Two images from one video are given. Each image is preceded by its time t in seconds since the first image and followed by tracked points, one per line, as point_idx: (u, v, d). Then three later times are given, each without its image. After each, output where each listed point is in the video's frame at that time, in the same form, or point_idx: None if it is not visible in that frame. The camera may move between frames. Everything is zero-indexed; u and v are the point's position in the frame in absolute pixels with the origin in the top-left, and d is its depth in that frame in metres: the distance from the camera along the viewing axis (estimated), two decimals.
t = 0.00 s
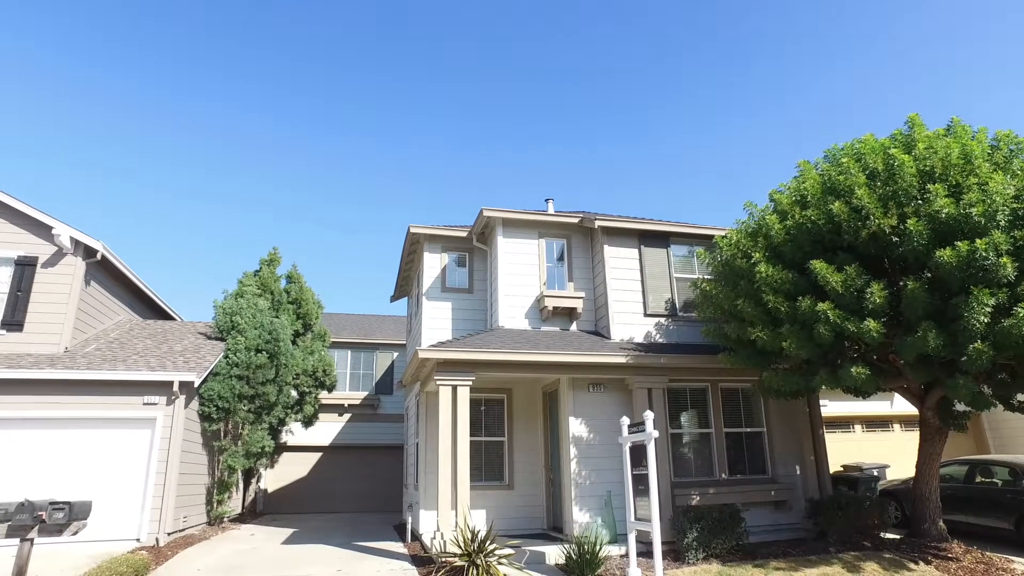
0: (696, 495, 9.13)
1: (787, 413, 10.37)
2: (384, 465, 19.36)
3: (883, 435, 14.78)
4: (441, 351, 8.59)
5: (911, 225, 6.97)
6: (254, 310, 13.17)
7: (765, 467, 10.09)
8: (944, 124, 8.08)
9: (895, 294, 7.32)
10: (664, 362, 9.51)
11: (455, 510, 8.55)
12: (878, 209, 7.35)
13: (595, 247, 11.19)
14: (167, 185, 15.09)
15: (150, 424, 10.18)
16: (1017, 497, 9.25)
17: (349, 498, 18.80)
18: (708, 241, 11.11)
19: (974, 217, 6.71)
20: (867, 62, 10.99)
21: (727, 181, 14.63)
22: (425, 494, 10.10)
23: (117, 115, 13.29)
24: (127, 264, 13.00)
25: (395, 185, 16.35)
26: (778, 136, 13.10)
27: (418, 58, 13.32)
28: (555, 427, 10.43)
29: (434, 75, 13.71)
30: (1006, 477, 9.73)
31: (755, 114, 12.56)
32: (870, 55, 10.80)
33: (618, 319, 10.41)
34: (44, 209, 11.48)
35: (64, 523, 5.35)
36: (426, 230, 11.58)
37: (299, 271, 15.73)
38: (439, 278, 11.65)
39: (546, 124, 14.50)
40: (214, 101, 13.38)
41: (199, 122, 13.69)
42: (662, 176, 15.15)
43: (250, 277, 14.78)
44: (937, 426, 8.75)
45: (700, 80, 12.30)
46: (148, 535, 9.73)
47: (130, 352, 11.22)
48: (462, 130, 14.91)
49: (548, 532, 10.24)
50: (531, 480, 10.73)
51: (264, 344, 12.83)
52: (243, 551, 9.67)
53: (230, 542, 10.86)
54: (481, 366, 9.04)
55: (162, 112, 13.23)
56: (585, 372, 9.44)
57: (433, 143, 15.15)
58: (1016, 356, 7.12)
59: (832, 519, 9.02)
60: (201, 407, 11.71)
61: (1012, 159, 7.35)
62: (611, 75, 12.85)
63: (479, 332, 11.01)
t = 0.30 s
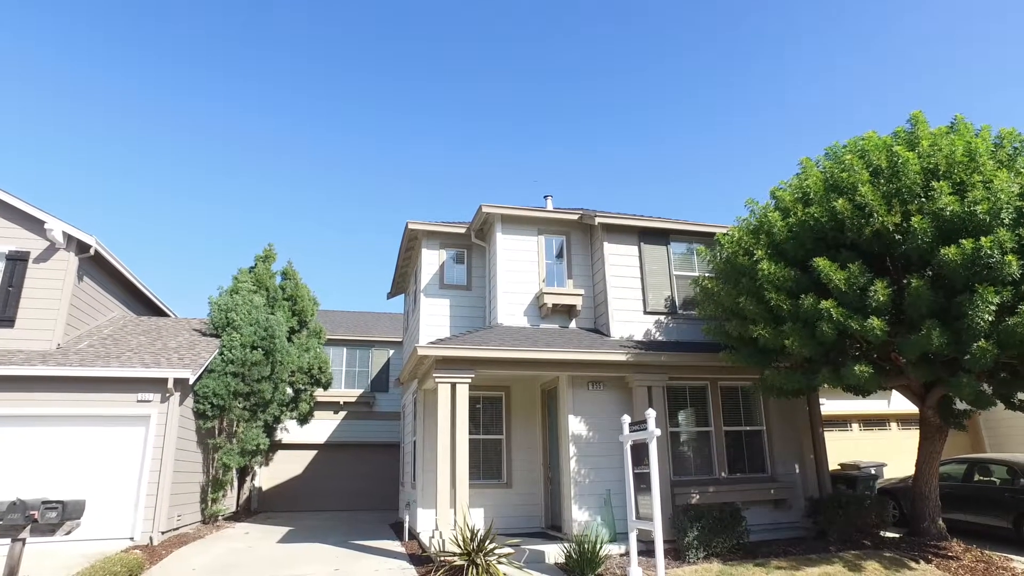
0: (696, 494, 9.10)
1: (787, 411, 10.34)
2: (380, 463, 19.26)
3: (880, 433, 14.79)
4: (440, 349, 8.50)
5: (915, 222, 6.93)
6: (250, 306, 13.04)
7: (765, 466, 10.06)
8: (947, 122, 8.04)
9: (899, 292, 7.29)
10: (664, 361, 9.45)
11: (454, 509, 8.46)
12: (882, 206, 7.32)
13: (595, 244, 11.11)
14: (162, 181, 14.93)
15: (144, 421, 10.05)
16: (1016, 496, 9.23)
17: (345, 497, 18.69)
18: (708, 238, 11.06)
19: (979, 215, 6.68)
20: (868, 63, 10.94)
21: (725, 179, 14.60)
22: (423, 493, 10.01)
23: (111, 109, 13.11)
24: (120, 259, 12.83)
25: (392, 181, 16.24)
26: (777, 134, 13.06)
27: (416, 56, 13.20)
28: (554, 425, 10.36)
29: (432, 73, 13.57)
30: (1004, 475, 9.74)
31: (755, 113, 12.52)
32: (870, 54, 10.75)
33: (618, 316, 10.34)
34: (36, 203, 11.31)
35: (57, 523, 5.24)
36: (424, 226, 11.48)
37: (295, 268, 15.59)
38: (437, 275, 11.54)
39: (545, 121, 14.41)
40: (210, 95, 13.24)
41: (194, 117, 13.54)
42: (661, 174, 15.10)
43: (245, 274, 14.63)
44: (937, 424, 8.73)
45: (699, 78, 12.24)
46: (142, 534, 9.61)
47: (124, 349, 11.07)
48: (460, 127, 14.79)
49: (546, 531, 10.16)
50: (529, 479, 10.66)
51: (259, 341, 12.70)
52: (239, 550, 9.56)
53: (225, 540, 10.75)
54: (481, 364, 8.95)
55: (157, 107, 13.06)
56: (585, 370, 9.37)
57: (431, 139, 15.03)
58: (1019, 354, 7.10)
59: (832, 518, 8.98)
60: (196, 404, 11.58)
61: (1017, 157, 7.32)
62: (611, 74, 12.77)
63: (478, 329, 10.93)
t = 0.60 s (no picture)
0: (695, 489, 9.08)
1: (786, 407, 10.32)
2: (376, 459, 19.18)
3: (877, 429, 14.82)
4: (438, 343, 8.41)
5: (919, 217, 6.88)
6: (245, 300, 12.91)
7: (764, 462, 10.04)
8: (950, 117, 7.99)
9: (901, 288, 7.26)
10: (664, 356, 9.40)
11: (453, 505, 8.39)
12: (885, 201, 7.26)
13: (594, 239, 11.03)
14: (156, 174, 14.73)
15: (138, 415, 9.93)
16: (1014, 491, 9.25)
17: (341, 492, 18.61)
18: (708, 233, 11.00)
19: (982, 210, 6.64)
20: (868, 60, 10.88)
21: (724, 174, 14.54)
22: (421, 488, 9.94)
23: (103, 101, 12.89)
24: (114, 252, 12.68)
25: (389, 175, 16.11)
26: (777, 130, 13.00)
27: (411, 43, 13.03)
28: (553, 420, 10.31)
29: (430, 68, 13.41)
30: (1002, 471, 9.76)
31: (755, 109, 12.45)
32: (871, 50, 10.68)
33: (618, 311, 10.28)
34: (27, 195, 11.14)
35: (50, 518, 5.20)
36: (422, 220, 11.37)
37: (290, 262, 15.46)
38: (435, 269, 11.45)
39: (544, 116, 14.32)
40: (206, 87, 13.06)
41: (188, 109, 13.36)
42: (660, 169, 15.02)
43: (240, 268, 14.48)
44: (937, 420, 8.73)
45: (700, 73, 12.16)
46: (136, 530, 9.51)
47: (118, 343, 10.93)
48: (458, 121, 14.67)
49: (544, 526, 10.12)
50: (527, 474, 10.60)
51: (255, 335, 12.58)
52: (235, 546, 9.46)
53: (220, 536, 10.66)
54: (480, 358, 8.87)
55: (150, 99, 12.86)
56: (584, 364, 9.31)
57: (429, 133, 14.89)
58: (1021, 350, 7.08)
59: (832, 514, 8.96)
60: (191, 398, 11.44)
61: (1020, 153, 7.28)
62: (611, 69, 12.64)
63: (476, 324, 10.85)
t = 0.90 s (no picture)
0: (695, 480, 9.05)
1: (785, 397, 10.31)
2: (372, 449, 19.11)
3: (873, 420, 14.87)
4: (438, 333, 8.32)
5: (924, 207, 6.81)
6: (241, 289, 12.75)
7: (763, 453, 10.03)
8: (955, 107, 7.90)
9: (906, 278, 7.21)
10: (665, 346, 9.35)
11: (452, 496, 8.34)
12: (890, 190, 7.19)
13: (594, 228, 10.95)
14: (148, 161, 14.50)
15: (133, 405, 9.81)
16: (1011, 482, 9.28)
17: (337, 482, 18.55)
18: (708, 223, 10.93)
19: (989, 200, 6.59)
20: (869, 54, 10.72)
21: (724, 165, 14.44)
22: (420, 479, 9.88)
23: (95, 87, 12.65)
24: (106, 241, 12.47)
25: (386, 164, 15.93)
26: (777, 122, 12.87)
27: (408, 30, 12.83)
28: (552, 410, 10.26)
29: (427, 57, 13.15)
30: (998, 462, 9.79)
31: (755, 102, 12.33)
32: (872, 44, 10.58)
33: (618, 301, 10.20)
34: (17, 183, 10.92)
35: (45, 510, 4.97)
36: (421, 209, 11.24)
37: (285, 251, 15.30)
38: (433, 259, 11.33)
39: (542, 107, 14.12)
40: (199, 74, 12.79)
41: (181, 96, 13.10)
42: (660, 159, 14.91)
43: (234, 257, 14.32)
44: (937, 410, 8.72)
45: (700, 65, 11.97)
46: (132, 521, 9.41)
47: (112, 332, 10.78)
48: (456, 109, 14.48)
49: (543, 517, 10.08)
50: (526, 465, 10.56)
51: (250, 324, 12.45)
52: (232, 537, 9.39)
53: (216, 527, 10.56)
54: (480, 348, 8.79)
55: (142, 86, 12.61)
56: (585, 355, 9.25)
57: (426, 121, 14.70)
58: None
59: (832, 504, 8.96)
60: (186, 388, 11.36)
61: None
62: (612, 62, 12.42)
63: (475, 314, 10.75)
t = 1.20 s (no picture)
0: (695, 475, 9.02)
1: (785, 392, 10.29)
2: (368, 443, 19.04)
3: (871, 415, 14.89)
4: (438, 326, 8.23)
5: (930, 201, 6.76)
6: (237, 281, 12.62)
7: (762, 447, 10.02)
8: (960, 100, 7.84)
9: (910, 273, 7.17)
10: (666, 340, 9.30)
11: (452, 490, 8.28)
12: (895, 184, 7.14)
13: (594, 222, 10.87)
14: (142, 152, 14.32)
15: (128, 398, 9.68)
16: (1010, 477, 9.31)
17: (333, 476, 18.47)
18: (708, 217, 10.86)
19: (995, 194, 6.55)
20: (871, 49, 10.61)
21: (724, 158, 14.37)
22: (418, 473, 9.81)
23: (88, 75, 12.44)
24: (100, 232, 12.30)
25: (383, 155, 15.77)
26: (778, 116, 12.80)
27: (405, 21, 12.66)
28: (552, 403, 10.21)
29: (424, 50, 12.94)
30: (996, 456, 9.81)
31: (755, 96, 12.28)
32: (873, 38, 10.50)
33: (618, 295, 10.13)
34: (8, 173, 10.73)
35: (41, 505, 4.95)
36: (419, 201, 11.13)
37: (281, 244, 15.16)
38: (432, 251, 11.23)
39: (541, 100, 14.00)
40: (194, 64, 12.59)
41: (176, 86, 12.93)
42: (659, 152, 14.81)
43: (230, 249, 14.16)
44: (937, 406, 8.69)
45: (700, 59, 11.84)
46: (127, 515, 9.29)
47: (106, 325, 10.64)
48: (454, 101, 14.33)
49: (542, 511, 10.04)
50: (525, 459, 10.51)
51: (246, 317, 12.32)
52: (229, 531, 9.30)
53: (212, 521, 10.46)
54: (480, 342, 8.71)
55: (136, 76, 12.41)
56: (585, 348, 9.18)
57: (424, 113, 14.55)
58: None
59: (833, 499, 8.93)
60: (182, 381, 11.18)
61: None
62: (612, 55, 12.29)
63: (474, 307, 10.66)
